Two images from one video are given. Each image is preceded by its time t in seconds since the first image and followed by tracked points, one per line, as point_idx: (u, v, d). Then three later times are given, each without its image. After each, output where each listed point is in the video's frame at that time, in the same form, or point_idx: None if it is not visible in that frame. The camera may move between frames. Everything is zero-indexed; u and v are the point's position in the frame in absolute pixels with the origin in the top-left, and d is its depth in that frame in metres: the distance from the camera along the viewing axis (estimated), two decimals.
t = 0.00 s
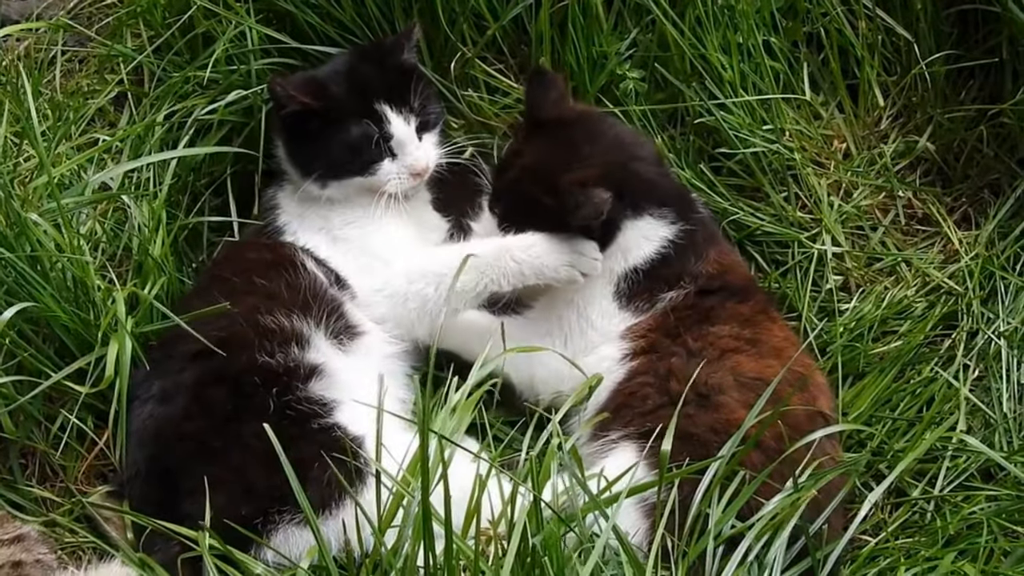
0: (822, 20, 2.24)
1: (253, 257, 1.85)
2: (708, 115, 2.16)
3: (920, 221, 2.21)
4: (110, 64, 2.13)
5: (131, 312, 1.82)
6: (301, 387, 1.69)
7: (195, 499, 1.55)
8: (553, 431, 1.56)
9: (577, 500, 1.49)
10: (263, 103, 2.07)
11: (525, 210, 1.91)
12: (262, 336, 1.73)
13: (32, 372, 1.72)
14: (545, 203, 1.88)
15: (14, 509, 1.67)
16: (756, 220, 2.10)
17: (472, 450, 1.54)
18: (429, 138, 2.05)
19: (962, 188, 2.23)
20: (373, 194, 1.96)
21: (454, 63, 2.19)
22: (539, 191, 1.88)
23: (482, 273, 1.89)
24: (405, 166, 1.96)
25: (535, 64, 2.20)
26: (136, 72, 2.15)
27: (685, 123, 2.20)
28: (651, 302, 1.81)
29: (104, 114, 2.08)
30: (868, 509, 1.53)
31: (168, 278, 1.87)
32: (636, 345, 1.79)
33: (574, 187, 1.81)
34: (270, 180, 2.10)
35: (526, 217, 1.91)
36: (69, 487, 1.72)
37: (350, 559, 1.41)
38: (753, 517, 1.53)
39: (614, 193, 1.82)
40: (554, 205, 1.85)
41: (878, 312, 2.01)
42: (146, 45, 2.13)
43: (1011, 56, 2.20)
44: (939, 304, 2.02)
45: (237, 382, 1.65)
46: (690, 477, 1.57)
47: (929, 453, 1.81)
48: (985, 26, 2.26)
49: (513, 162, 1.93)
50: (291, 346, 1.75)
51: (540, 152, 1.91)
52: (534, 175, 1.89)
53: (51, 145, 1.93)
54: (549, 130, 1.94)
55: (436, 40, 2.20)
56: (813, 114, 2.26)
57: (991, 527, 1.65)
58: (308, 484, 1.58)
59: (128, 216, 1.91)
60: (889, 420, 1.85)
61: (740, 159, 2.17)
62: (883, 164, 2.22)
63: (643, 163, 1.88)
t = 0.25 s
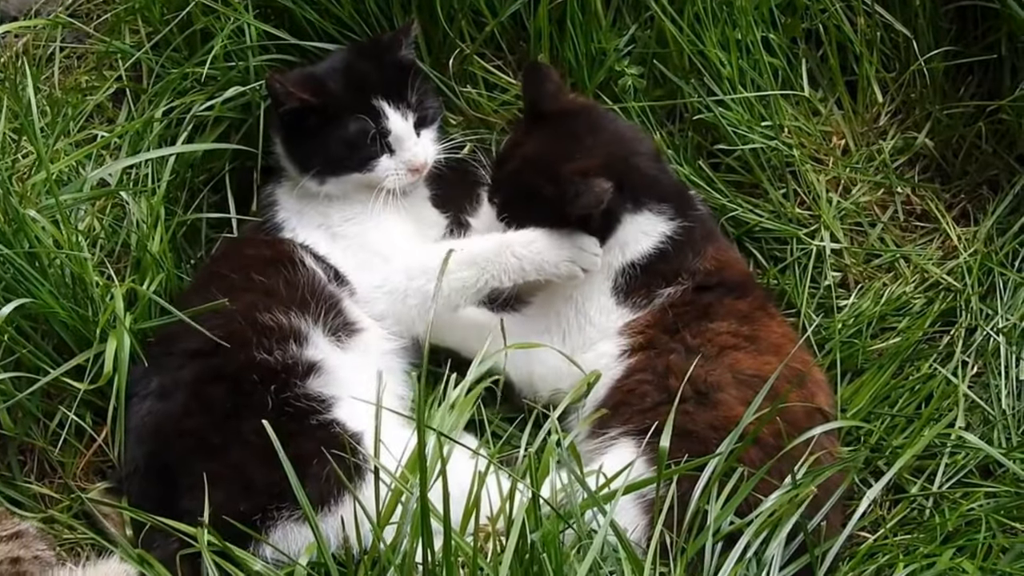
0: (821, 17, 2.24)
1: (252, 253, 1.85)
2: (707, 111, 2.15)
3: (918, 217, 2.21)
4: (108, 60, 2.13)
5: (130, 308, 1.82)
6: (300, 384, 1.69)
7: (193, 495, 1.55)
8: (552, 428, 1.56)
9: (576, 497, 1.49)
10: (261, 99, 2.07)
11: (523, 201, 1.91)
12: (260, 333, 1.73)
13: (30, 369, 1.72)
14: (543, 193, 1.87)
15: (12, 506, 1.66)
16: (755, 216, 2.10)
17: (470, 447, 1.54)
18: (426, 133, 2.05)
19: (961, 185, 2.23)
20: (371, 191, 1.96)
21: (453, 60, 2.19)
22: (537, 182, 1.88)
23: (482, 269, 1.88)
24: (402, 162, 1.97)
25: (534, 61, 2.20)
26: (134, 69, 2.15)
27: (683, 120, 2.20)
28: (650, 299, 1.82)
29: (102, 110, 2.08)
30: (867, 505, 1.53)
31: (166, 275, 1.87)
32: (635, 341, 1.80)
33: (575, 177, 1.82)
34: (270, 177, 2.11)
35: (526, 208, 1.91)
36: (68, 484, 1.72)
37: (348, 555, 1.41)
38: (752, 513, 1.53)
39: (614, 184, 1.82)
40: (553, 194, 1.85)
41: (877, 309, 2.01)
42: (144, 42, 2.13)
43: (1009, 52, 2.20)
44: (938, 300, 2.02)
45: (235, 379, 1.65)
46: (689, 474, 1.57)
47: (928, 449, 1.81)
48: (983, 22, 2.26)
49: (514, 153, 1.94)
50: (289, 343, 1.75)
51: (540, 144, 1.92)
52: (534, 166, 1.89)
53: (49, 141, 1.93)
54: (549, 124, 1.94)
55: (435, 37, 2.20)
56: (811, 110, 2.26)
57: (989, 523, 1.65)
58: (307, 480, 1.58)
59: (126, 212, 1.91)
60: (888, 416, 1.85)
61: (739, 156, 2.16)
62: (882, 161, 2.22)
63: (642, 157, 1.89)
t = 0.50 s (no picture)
0: (821, 14, 2.23)
1: (252, 249, 1.85)
2: (707, 107, 2.15)
3: (918, 214, 2.21)
4: (109, 57, 2.13)
5: (130, 304, 1.82)
6: (300, 381, 1.70)
7: (194, 491, 1.55)
8: (552, 424, 1.56)
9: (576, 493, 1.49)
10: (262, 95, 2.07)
11: (523, 194, 1.91)
12: (260, 330, 1.74)
13: (31, 365, 1.72)
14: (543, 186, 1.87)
15: (12, 502, 1.67)
16: (755, 212, 2.10)
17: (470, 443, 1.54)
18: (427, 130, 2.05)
19: (961, 181, 2.23)
20: (371, 188, 1.96)
21: (453, 56, 2.20)
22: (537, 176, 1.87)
23: (484, 266, 1.88)
24: (403, 158, 1.96)
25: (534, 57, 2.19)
26: (135, 65, 2.15)
27: (684, 117, 2.20)
28: (649, 295, 1.82)
29: (102, 106, 2.07)
30: (867, 502, 1.53)
31: (167, 271, 1.87)
32: (635, 338, 1.80)
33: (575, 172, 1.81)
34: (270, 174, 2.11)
35: (526, 202, 1.90)
36: (69, 480, 1.73)
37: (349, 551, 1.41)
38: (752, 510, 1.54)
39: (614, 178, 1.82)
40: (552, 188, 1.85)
41: (877, 305, 2.01)
42: (144, 38, 2.12)
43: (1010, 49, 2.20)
44: (938, 297, 2.02)
45: (236, 375, 1.65)
46: (690, 471, 1.57)
47: (928, 446, 1.81)
48: (983, 19, 2.26)
49: (515, 147, 1.93)
50: (289, 340, 1.75)
51: (542, 138, 1.91)
52: (534, 160, 1.89)
53: (50, 137, 1.92)
54: (551, 118, 1.94)
55: (435, 33, 2.20)
56: (812, 107, 2.26)
57: (989, 520, 1.65)
58: (307, 477, 1.58)
59: (127, 209, 1.91)
60: (888, 413, 1.85)
61: (739, 153, 2.17)
62: (882, 158, 2.22)
63: (643, 154, 1.88)
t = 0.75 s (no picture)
0: (820, 11, 2.23)
1: (253, 247, 1.85)
2: (707, 105, 2.15)
3: (918, 211, 2.21)
4: (109, 55, 2.12)
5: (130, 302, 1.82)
6: (300, 379, 1.70)
7: (194, 489, 1.55)
8: (552, 422, 1.56)
9: (576, 490, 1.49)
10: (261, 94, 2.07)
11: (507, 191, 1.93)
12: (261, 328, 1.74)
13: (31, 363, 1.72)
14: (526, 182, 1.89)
15: (13, 500, 1.67)
16: (755, 210, 2.10)
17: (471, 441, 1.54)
18: (427, 128, 2.05)
19: (961, 179, 2.23)
20: (371, 186, 1.96)
21: (453, 54, 2.19)
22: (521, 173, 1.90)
23: (484, 265, 1.89)
24: (403, 156, 1.96)
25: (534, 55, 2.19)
26: (135, 64, 2.15)
27: (683, 114, 2.20)
28: (647, 293, 1.82)
29: (102, 105, 2.07)
30: (867, 499, 1.53)
31: (166, 270, 1.87)
32: (636, 335, 1.80)
33: (558, 171, 1.84)
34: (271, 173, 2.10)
35: (511, 198, 1.93)
36: (69, 478, 1.73)
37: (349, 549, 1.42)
38: (752, 507, 1.54)
39: (598, 178, 1.84)
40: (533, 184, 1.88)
41: (877, 303, 2.01)
42: (144, 37, 2.12)
43: (1009, 46, 2.20)
44: (938, 295, 2.02)
45: (236, 373, 1.66)
46: (690, 468, 1.58)
47: (928, 443, 1.81)
48: (983, 16, 2.26)
49: (504, 144, 1.96)
50: (290, 337, 1.75)
51: (531, 135, 1.93)
52: (519, 157, 1.91)
53: (50, 136, 1.92)
54: (543, 117, 1.96)
55: (435, 31, 2.20)
56: (811, 104, 2.26)
57: (989, 517, 1.65)
58: (307, 474, 1.58)
59: (127, 207, 1.91)
60: (888, 410, 1.85)
61: (738, 150, 2.17)
62: (882, 155, 2.22)
63: (634, 155, 1.89)
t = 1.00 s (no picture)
0: (820, 11, 2.24)
1: (253, 246, 1.85)
2: (707, 105, 2.15)
3: (918, 211, 2.21)
4: (109, 55, 2.13)
5: (131, 302, 1.82)
6: (301, 378, 1.70)
7: (195, 489, 1.55)
8: (553, 422, 1.56)
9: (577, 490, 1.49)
10: (262, 93, 2.07)
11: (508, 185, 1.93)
12: (261, 326, 1.74)
13: (32, 362, 1.72)
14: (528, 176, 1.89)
15: (13, 499, 1.67)
16: (755, 210, 2.10)
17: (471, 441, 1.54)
18: (427, 127, 2.06)
19: (961, 178, 2.23)
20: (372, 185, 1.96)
21: (453, 53, 2.19)
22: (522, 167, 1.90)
23: (482, 259, 1.89)
24: (403, 156, 1.97)
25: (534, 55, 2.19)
26: (135, 63, 2.15)
27: (683, 114, 2.20)
28: (648, 293, 1.82)
29: (103, 104, 2.07)
30: (868, 499, 1.53)
31: (167, 269, 1.87)
32: (636, 334, 1.80)
33: (560, 163, 1.84)
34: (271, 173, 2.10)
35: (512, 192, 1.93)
36: (69, 477, 1.73)
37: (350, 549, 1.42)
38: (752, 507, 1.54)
39: (600, 174, 1.84)
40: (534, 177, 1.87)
41: (877, 302, 2.01)
42: (144, 36, 2.12)
43: (1010, 46, 2.21)
44: (938, 294, 2.02)
45: (236, 372, 1.66)
46: (690, 468, 1.58)
47: (928, 442, 1.81)
48: (983, 15, 2.26)
49: (507, 138, 1.96)
50: (290, 336, 1.75)
51: (534, 130, 1.93)
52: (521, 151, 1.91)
53: (50, 135, 1.92)
54: (547, 113, 1.96)
55: (435, 31, 2.20)
56: (812, 104, 2.26)
57: (989, 517, 1.65)
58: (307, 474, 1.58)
59: (127, 206, 1.91)
60: (888, 410, 1.85)
61: (739, 150, 2.17)
62: (882, 155, 2.22)
63: (636, 154, 1.89)
